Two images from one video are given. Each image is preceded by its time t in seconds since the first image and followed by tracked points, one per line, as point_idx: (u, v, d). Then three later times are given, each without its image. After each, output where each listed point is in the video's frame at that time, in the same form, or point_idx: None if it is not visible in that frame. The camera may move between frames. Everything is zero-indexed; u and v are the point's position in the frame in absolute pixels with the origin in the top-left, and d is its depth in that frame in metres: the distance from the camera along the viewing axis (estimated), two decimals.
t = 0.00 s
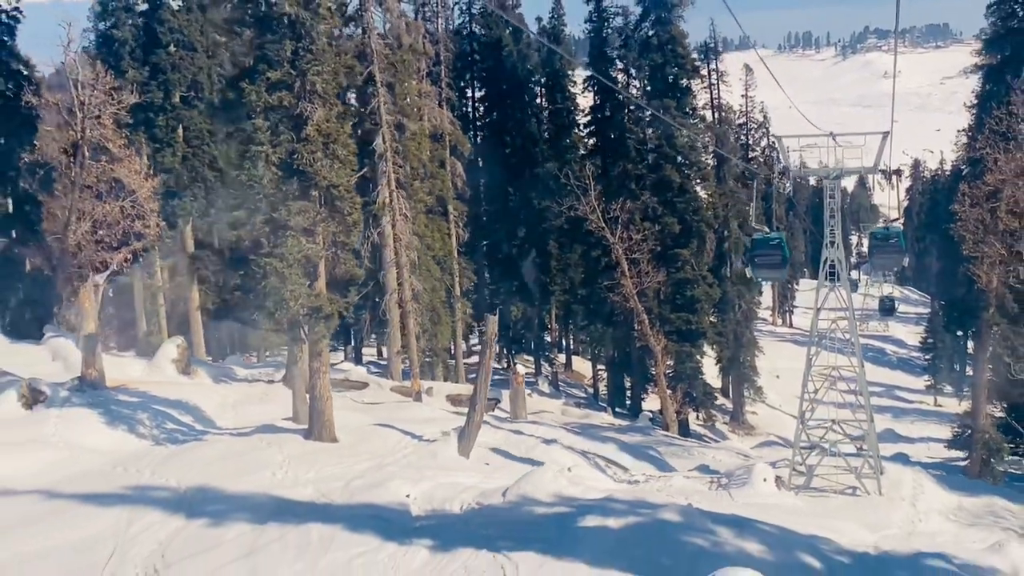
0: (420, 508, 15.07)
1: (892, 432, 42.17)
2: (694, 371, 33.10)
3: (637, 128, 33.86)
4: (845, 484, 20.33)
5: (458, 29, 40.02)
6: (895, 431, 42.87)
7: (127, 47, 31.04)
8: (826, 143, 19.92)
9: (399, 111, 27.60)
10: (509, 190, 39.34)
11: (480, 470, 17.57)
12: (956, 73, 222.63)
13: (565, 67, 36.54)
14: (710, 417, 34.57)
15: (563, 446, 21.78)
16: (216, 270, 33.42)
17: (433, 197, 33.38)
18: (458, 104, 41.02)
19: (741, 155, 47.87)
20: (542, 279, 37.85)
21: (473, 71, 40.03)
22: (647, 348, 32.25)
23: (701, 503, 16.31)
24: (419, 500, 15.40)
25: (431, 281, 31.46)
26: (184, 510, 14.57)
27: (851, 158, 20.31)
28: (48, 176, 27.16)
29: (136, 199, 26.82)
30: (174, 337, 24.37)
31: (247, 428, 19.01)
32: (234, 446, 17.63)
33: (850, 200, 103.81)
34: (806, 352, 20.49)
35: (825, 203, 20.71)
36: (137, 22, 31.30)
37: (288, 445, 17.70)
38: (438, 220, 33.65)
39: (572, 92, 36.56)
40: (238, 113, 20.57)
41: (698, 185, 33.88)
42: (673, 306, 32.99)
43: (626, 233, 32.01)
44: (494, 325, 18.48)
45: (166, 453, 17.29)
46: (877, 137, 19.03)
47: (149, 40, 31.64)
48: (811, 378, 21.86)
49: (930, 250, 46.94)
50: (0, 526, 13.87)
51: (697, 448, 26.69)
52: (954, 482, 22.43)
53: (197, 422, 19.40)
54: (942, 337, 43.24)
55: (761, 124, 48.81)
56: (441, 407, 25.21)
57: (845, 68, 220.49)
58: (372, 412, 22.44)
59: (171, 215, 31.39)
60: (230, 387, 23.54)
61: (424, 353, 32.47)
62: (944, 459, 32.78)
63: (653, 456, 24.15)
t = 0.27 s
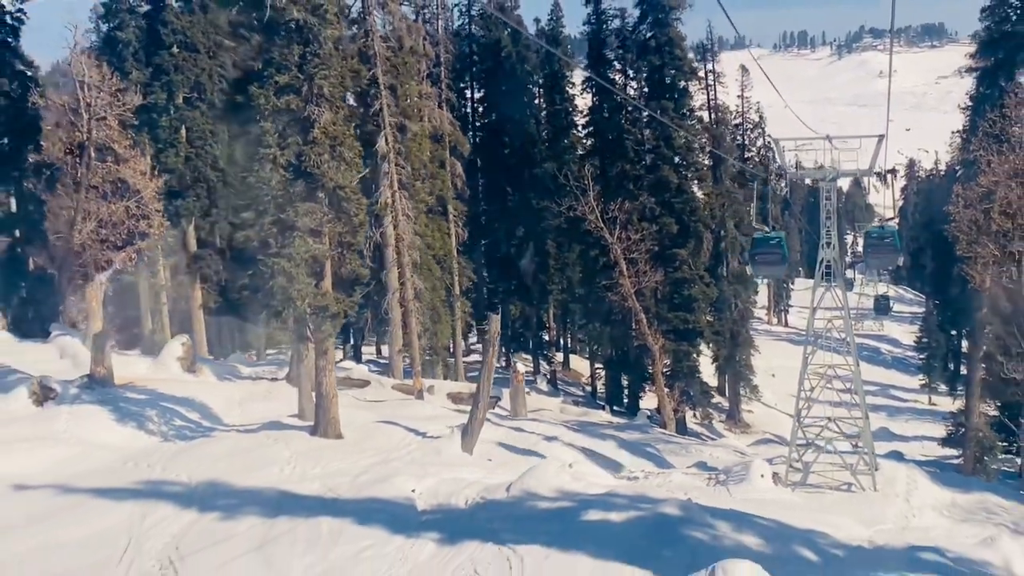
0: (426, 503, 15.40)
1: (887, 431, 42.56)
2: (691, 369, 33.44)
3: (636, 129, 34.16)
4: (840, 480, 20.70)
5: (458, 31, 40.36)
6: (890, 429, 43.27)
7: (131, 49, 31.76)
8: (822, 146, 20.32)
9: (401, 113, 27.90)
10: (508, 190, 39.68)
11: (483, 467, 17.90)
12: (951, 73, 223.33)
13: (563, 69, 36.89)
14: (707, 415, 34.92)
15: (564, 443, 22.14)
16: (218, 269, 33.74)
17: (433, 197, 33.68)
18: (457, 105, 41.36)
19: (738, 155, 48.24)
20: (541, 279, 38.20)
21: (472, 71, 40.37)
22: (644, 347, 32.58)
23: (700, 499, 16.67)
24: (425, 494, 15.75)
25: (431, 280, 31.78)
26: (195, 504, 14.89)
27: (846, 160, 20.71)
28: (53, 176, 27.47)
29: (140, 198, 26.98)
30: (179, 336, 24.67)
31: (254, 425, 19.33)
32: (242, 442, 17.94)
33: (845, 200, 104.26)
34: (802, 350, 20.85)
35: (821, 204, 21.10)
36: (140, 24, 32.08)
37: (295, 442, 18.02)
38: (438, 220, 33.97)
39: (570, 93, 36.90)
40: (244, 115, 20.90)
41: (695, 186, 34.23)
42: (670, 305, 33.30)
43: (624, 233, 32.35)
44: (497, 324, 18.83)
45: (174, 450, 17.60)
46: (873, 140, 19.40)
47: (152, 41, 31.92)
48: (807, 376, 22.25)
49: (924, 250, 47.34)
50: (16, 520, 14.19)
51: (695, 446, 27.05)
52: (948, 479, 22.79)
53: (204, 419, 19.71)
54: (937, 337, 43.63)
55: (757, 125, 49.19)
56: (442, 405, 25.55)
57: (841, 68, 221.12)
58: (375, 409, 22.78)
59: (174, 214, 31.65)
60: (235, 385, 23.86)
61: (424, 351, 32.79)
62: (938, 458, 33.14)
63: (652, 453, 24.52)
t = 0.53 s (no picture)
0: (430, 496, 15.76)
1: (880, 428, 43.03)
2: (687, 366, 33.82)
3: (633, 128, 34.45)
4: (835, 475, 21.10)
5: (456, 30, 40.66)
6: (883, 426, 43.75)
7: (133, 48, 32.14)
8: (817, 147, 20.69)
9: (401, 113, 28.20)
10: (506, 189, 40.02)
11: (485, 461, 18.25)
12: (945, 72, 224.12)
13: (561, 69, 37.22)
14: (702, 412, 35.33)
15: (563, 439, 22.50)
16: (219, 267, 34.00)
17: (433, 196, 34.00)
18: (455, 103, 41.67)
19: (733, 154, 48.61)
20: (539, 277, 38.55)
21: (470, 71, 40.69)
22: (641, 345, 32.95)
23: (697, 493, 17.04)
24: (429, 488, 16.11)
25: (430, 278, 32.12)
26: (205, 497, 15.23)
27: (841, 161, 21.09)
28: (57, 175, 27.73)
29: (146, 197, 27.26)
30: (183, 333, 24.99)
31: (259, 420, 19.67)
32: (248, 438, 18.27)
33: (839, 197, 104.78)
34: (798, 348, 21.17)
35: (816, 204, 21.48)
36: (142, 23, 32.49)
37: (300, 437, 18.36)
38: (437, 219, 34.32)
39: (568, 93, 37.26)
40: (249, 115, 21.22)
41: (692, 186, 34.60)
42: (666, 304, 33.62)
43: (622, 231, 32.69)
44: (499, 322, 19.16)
45: (182, 444, 17.93)
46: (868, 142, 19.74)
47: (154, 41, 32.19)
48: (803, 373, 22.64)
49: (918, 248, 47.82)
50: (31, 513, 14.54)
51: (691, 442, 27.45)
52: (940, 474, 23.20)
53: (210, 414, 20.05)
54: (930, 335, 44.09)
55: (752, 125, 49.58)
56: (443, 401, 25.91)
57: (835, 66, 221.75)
58: (377, 405, 23.13)
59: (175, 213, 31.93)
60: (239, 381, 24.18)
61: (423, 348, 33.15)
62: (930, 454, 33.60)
63: (649, 449, 24.91)
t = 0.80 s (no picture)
0: (435, 484, 16.15)
1: (874, 418, 43.51)
2: (684, 357, 34.20)
3: (630, 121, 34.67)
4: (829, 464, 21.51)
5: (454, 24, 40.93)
6: (877, 416, 44.21)
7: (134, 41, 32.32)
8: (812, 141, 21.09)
9: (402, 107, 28.48)
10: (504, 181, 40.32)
11: (487, 450, 18.62)
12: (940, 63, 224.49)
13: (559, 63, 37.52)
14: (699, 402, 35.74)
15: (562, 428, 22.88)
16: (219, 259, 34.28)
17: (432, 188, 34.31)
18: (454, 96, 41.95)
19: (728, 146, 48.92)
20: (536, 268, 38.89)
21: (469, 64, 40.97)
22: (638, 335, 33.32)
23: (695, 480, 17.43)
24: (434, 476, 16.49)
25: (430, 270, 32.46)
26: (216, 485, 15.59)
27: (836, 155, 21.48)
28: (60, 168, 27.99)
29: (149, 192, 27.42)
30: (188, 324, 25.30)
31: (265, 411, 20.01)
32: (255, 427, 18.62)
33: (834, 189, 105.13)
34: (794, 339, 21.48)
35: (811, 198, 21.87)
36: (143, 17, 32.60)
37: (306, 426, 18.71)
38: (437, 211, 34.66)
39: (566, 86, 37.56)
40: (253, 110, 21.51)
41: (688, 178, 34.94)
42: (663, 295, 33.97)
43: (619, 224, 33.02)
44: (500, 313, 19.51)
45: (191, 434, 18.28)
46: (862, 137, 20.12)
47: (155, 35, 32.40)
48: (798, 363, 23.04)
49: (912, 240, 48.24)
50: (47, 500, 14.90)
51: (688, 431, 27.87)
52: (932, 463, 23.63)
53: (216, 405, 20.38)
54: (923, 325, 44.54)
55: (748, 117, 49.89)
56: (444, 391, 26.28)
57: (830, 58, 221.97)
58: (379, 395, 23.49)
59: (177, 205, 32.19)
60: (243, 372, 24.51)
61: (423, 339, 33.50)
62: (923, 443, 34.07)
63: (647, 438, 25.31)
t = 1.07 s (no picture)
0: (440, 467, 16.53)
1: (869, 401, 43.96)
2: (681, 342, 34.59)
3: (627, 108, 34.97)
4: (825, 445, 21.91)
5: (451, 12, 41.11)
6: (872, 399, 44.65)
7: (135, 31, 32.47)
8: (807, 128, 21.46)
9: (401, 96, 28.76)
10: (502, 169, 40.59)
11: (490, 434, 18.98)
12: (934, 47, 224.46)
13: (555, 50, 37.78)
14: (696, 386, 36.13)
15: (563, 413, 23.26)
16: (220, 248, 34.55)
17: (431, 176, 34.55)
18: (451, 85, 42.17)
19: (724, 132, 49.15)
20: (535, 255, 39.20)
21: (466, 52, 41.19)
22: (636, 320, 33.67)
23: (694, 462, 17.82)
24: (439, 460, 16.86)
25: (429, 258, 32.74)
26: (226, 470, 15.94)
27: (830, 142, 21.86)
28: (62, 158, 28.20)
29: (151, 180, 27.52)
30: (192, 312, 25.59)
31: (271, 397, 20.34)
32: (262, 413, 18.97)
33: (829, 174, 105.37)
34: (790, 323, 21.81)
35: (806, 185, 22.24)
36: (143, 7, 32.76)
37: (312, 412, 19.06)
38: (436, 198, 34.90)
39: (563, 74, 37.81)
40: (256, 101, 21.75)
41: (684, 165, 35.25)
42: (661, 280, 34.32)
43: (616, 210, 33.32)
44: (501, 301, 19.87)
45: (199, 420, 18.61)
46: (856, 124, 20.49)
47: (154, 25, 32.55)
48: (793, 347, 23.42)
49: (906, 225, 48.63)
50: (62, 485, 15.22)
51: (686, 415, 28.27)
52: (926, 444, 24.05)
53: (222, 392, 20.69)
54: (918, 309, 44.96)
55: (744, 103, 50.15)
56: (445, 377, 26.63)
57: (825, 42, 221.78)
58: (382, 381, 23.84)
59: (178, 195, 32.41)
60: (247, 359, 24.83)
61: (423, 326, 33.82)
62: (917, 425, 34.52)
63: (646, 422, 25.70)
